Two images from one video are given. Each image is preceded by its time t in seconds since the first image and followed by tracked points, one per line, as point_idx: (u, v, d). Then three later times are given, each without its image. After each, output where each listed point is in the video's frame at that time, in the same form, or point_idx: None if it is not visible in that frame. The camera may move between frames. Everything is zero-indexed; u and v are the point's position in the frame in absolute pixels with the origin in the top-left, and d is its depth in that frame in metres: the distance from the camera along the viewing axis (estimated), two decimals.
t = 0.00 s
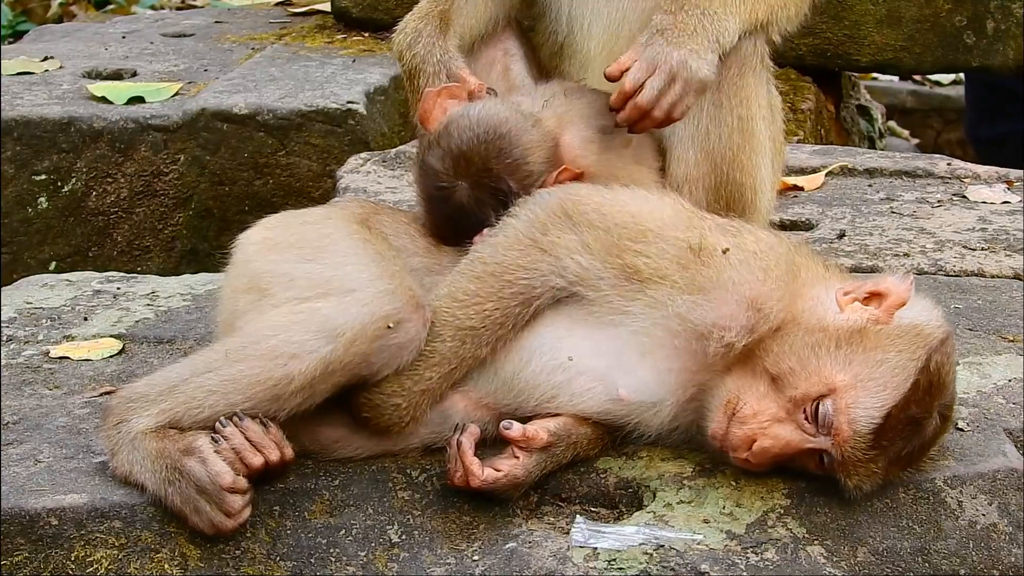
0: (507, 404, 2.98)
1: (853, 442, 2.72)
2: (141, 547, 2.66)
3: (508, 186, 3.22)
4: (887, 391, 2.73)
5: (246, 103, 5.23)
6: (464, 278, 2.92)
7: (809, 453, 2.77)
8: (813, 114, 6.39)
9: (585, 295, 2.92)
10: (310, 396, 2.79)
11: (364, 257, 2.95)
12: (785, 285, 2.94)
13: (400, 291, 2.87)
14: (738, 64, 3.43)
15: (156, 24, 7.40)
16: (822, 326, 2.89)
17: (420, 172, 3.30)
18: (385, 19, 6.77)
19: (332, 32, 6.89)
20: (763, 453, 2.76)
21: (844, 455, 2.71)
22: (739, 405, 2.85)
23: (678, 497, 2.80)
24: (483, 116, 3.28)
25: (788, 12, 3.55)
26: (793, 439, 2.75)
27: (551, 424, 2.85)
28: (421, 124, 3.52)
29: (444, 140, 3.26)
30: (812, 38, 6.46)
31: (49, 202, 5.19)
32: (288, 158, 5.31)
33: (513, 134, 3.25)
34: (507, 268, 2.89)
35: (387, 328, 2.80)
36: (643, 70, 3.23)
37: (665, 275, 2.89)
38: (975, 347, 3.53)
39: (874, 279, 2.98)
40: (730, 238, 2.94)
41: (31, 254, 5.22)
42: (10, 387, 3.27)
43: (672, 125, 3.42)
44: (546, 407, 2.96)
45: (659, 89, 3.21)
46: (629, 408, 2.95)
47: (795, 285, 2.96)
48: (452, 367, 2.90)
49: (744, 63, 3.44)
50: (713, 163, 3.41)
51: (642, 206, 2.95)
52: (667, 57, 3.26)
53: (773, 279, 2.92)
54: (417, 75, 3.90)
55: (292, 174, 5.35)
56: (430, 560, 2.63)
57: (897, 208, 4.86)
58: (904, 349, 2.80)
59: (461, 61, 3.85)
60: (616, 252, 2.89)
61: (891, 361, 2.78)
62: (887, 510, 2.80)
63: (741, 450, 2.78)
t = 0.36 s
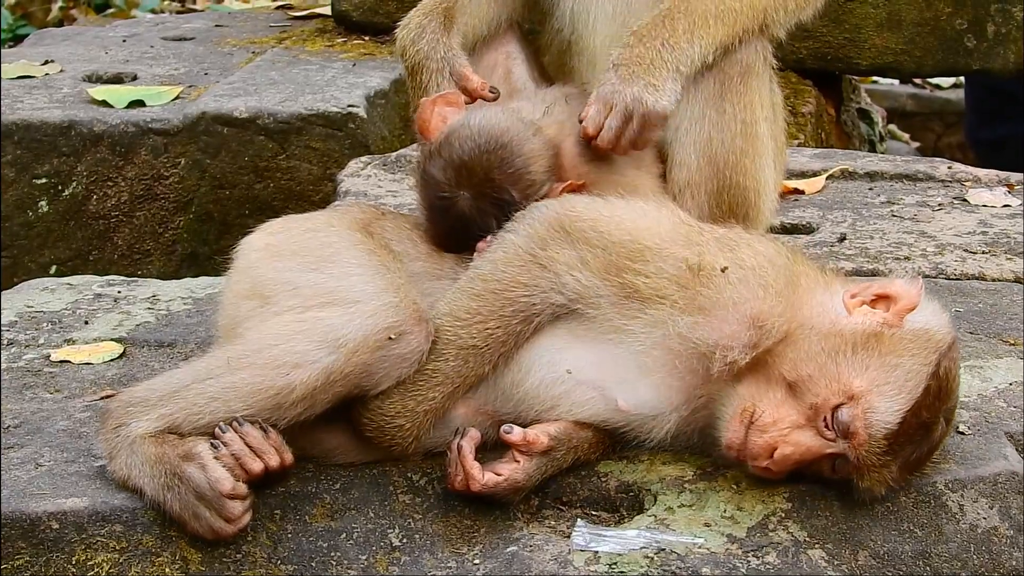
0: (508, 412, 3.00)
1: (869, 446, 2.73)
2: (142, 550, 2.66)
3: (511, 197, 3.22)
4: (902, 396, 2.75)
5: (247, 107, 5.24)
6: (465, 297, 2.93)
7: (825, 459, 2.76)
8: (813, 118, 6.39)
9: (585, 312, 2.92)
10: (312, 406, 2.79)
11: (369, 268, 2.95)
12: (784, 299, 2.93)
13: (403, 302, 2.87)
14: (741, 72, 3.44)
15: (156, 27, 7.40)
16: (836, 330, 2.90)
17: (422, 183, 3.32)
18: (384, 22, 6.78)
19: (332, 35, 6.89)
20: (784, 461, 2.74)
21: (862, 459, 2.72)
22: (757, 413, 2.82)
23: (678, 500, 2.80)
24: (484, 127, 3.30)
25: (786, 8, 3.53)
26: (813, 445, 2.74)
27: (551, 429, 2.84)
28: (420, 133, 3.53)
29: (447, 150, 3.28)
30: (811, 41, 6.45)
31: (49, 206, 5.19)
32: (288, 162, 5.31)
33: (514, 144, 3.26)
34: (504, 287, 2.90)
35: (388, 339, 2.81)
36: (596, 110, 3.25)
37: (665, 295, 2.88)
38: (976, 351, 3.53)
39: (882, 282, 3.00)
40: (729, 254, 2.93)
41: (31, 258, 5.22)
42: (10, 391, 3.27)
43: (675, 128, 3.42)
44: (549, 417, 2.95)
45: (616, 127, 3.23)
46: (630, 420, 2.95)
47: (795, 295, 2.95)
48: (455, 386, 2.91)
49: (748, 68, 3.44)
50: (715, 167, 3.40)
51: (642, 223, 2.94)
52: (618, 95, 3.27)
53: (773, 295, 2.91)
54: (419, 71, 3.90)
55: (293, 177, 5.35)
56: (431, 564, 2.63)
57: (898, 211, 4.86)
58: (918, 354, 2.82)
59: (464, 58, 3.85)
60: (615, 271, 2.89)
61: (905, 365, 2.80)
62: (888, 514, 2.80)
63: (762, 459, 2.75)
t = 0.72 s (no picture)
0: (510, 416, 3.00)
1: (875, 449, 2.75)
2: (143, 554, 2.66)
3: (513, 203, 3.23)
4: (907, 399, 2.78)
5: (248, 111, 5.24)
6: (467, 304, 2.93)
7: (829, 462, 2.77)
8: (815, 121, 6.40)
9: (586, 320, 2.92)
10: (313, 411, 2.79)
11: (370, 272, 2.95)
12: (786, 303, 2.92)
13: (405, 309, 2.88)
14: (743, 79, 3.42)
15: (158, 32, 7.41)
16: (840, 333, 2.90)
17: (424, 188, 3.32)
18: (385, 26, 6.79)
19: (334, 39, 6.90)
20: (789, 464, 2.73)
21: (867, 462, 2.74)
22: (761, 417, 2.83)
23: (680, 504, 2.80)
24: (485, 132, 3.28)
25: (797, 16, 3.50)
26: (817, 448, 2.74)
27: (552, 433, 2.84)
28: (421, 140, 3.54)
29: (447, 158, 3.27)
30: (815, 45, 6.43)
31: (50, 210, 5.20)
32: (290, 165, 5.32)
33: (517, 150, 3.24)
34: (507, 294, 2.90)
35: (389, 344, 2.81)
36: (597, 113, 3.22)
37: (666, 302, 2.88)
38: (978, 354, 3.53)
39: (886, 284, 3.00)
40: (730, 260, 2.92)
41: (32, 262, 5.22)
42: (11, 395, 3.27)
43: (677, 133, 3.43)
44: (551, 423, 2.94)
45: (613, 135, 3.21)
46: (631, 426, 2.95)
47: (796, 299, 2.95)
48: (456, 394, 2.91)
49: (751, 74, 3.43)
50: (718, 171, 3.41)
51: (643, 230, 2.93)
52: (621, 101, 3.25)
53: (774, 301, 2.91)
54: (421, 76, 3.89)
55: (294, 181, 5.35)
56: (432, 567, 2.63)
57: (899, 214, 4.87)
58: (922, 357, 2.84)
59: (466, 64, 3.85)
60: (616, 278, 2.88)
61: (910, 368, 2.82)
62: (889, 518, 2.79)
63: (766, 462, 2.75)
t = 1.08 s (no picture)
0: (511, 418, 3.00)
1: (878, 451, 2.75)
2: (145, 555, 2.66)
3: (515, 204, 3.23)
4: (909, 401, 2.78)
5: (250, 113, 5.25)
6: (468, 306, 2.93)
7: (830, 464, 2.77)
8: (816, 122, 6.40)
9: (587, 323, 2.92)
10: (313, 413, 2.79)
11: (371, 275, 2.95)
12: (787, 306, 2.93)
13: (406, 311, 2.88)
14: (750, 83, 3.42)
15: (159, 33, 7.41)
16: (841, 335, 2.90)
17: (425, 189, 3.32)
18: (387, 28, 6.79)
19: (335, 41, 6.90)
20: (790, 466, 2.73)
21: (870, 464, 2.74)
22: (762, 418, 2.82)
23: (681, 505, 2.80)
24: (487, 133, 3.28)
25: (786, 18, 3.48)
26: (819, 450, 2.74)
27: (554, 434, 2.84)
28: (423, 141, 3.53)
29: (449, 158, 3.26)
30: (817, 46, 6.42)
31: (52, 212, 5.20)
32: (292, 167, 5.32)
33: (519, 150, 3.25)
34: (507, 296, 2.90)
35: (390, 347, 2.81)
36: (574, 122, 3.26)
37: (667, 303, 2.88)
38: (978, 356, 3.53)
39: (887, 285, 2.99)
40: (731, 262, 2.92)
41: (34, 263, 5.22)
42: (13, 396, 3.27)
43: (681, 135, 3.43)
44: (552, 425, 2.94)
45: (590, 143, 3.22)
46: (633, 428, 2.95)
47: (797, 301, 2.95)
48: (457, 396, 2.91)
49: (756, 77, 3.43)
50: (722, 173, 3.41)
51: (645, 232, 2.93)
52: (598, 110, 3.26)
53: (776, 303, 2.91)
54: (419, 72, 3.88)
55: (295, 183, 5.35)
56: (433, 569, 2.63)
57: (901, 216, 4.87)
58: (924, 358, 2.84)
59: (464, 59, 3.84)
60: (616, 280, 2.88)
61: (912, 369, 2.82)
62: (891, 519, 2.79)
63: (768, 464, 2.75)
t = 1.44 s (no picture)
0: (512, 418, 3.00)
1: (880, 451, 2.76)
2: (146, 555, 2.67)
3: (516, 204, 3.22)
4: (911, 400, 2.78)
5: (251, 113, 5.25)
6: (469, 307, 2.93)
7: (832, 464, 2.77)
8: (817, 122, 6.40)
9: (588, 323, 2.92)
10: (314, 413, 2.79)
11: (372, 275, 2.95)
12: (788, 306, 2.93)
13: (408, 311, 2.88)
14: (751, 83, 3.42)
15: (160, 33, 7.41)
16: (842, 335, 2.90)
17: (427, 189, 3.32)
18: (388, 28, 6.79)
19: (336, 41, 6.90)
20: (792, 467, 2.73)
21: (872, 464, 2.74)
22: (764, 419, 2.82)
23: (683, 505, 2.80)
24: (488, 134, 3.28)
25: (791, 22, 3.49)
26: (820, 450, 2.74)
27: (556, 434, 2.84)
28: (424, 141, 3.53)
29: (451, 159, 3.26)
30: (818, 47, 6.42)
31: (53, 212, 5.20)
32: (292, 167, 5.32)
33: (521, 150, 3.25)
34: (509, 296, 2.91)
35: (391, 347, 2.81)
36: (576, 120, 3.28)
37: (669, 303, 2.88)
38: (979, 356, 3.53)
39: (888, 285, 2.99)
40: (732, 262, 2.93)
41: (35, 263, 5.23)
42: (14, 396, 3.27)
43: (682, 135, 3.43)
44: (553, 426, 2.94)
45: (587, 146, 3.26)
46: (634, 428, 2.95)
47: (798, 302, 2.95)
48: (458, 397, 2.91)
49: (758, 78, 3.43)
50: (723, 173, 3.41)
51: (645, 232, 2.93)
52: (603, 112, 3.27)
53: (776, 303, 2.92)
54: (417, 73, 3.89)
55: (296, 183, 5.35)
56: (434, 569, 2.63)
57: (902, 216, 4.87)
58: (925, 358, 2.84)
59: (462, 62, 3.84)
60: (617, 281, 2.88)
61: (913, 369, 2.82)
62: (893, 519, 2.79)
63: (769, 464, 2.75)
